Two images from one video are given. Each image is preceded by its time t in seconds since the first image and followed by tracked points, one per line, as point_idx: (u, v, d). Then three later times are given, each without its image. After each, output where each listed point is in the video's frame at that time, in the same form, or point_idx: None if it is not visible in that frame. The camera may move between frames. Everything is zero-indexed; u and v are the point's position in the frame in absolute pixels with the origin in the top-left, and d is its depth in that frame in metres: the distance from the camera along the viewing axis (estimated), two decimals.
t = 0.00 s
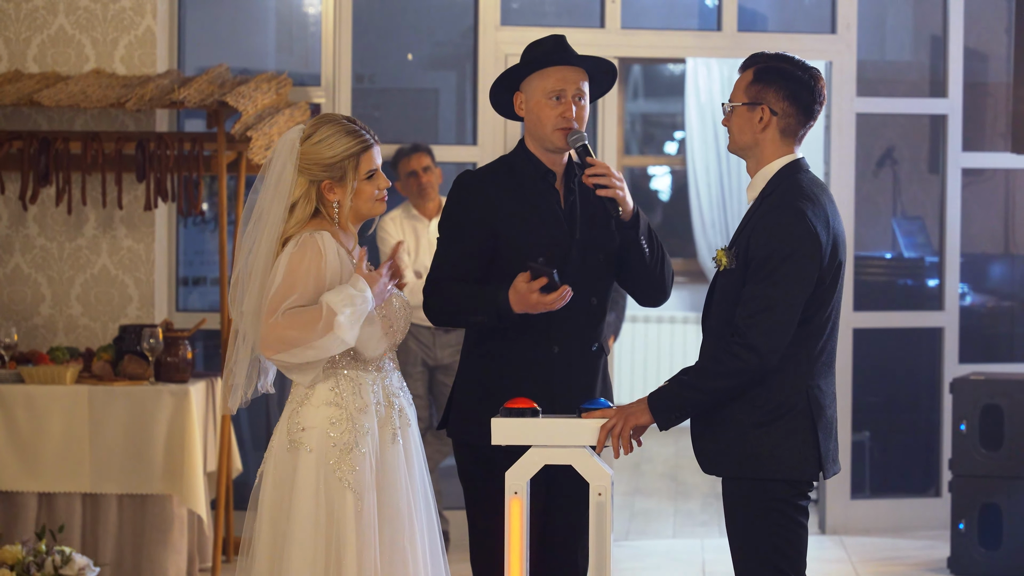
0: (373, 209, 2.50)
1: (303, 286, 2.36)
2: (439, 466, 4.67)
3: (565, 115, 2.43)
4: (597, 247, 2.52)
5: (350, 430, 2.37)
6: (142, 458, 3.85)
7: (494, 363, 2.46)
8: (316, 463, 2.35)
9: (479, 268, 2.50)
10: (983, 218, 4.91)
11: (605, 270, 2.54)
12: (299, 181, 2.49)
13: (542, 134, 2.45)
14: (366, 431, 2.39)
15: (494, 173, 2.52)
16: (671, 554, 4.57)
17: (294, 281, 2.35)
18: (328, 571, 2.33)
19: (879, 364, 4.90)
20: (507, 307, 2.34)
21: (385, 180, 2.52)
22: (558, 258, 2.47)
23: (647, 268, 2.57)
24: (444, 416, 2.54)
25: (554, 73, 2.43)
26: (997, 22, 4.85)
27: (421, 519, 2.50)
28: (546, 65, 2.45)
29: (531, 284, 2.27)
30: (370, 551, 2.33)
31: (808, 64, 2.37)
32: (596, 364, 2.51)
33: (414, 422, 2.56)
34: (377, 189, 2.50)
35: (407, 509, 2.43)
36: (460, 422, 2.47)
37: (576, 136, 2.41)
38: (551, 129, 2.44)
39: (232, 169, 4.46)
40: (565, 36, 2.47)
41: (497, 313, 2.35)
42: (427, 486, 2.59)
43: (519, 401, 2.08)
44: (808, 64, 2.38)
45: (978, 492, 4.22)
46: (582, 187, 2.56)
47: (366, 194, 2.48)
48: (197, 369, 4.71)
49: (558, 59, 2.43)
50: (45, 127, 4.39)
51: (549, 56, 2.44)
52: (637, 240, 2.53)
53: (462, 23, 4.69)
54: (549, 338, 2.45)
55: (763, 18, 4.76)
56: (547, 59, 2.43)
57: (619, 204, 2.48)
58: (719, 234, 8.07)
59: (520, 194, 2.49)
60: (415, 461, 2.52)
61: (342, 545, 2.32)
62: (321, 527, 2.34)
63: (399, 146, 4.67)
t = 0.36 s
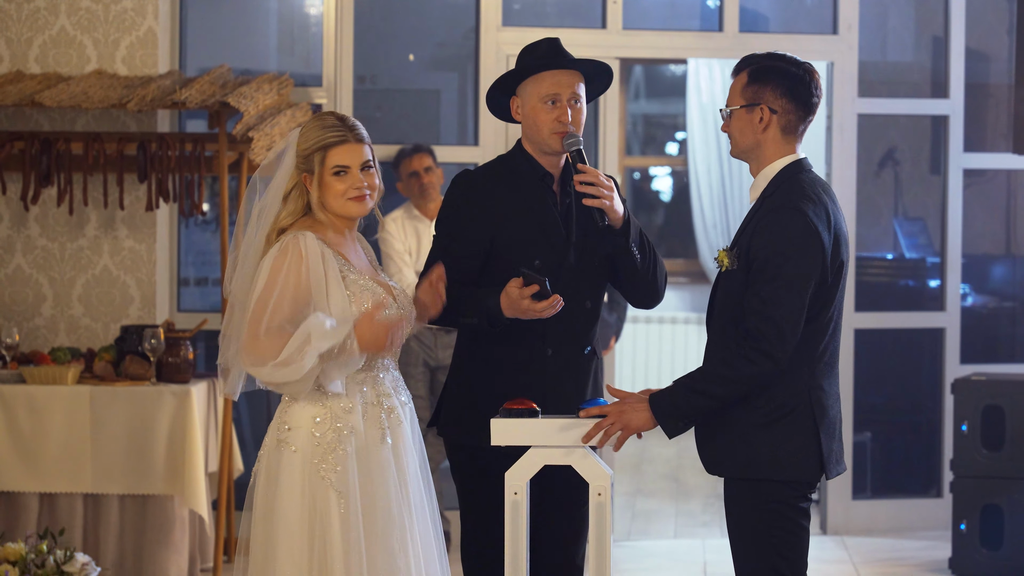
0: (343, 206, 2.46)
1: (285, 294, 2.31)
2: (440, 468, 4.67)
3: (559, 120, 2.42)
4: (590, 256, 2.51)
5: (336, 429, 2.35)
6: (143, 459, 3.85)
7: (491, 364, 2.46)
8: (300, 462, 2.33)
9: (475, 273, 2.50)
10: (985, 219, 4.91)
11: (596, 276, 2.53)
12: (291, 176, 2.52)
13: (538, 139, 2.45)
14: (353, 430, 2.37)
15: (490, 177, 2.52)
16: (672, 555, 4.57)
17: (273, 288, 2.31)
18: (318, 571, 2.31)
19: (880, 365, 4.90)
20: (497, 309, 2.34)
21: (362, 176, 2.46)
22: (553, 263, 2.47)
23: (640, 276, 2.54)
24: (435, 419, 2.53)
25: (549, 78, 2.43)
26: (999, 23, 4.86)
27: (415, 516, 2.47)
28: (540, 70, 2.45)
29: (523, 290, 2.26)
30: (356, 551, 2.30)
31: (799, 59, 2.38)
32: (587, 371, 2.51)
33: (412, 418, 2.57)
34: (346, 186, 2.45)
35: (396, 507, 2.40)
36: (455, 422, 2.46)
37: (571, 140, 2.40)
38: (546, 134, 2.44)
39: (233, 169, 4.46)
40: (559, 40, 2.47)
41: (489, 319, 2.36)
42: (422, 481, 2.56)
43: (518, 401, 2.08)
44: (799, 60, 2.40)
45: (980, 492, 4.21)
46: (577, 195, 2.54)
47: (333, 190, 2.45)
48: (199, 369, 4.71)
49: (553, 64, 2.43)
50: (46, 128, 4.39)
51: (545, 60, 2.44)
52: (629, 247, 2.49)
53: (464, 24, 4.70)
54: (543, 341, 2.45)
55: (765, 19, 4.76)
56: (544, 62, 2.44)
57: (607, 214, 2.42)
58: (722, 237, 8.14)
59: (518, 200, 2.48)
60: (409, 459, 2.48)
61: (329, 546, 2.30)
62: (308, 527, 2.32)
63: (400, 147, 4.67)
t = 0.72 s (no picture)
0: (333, 206, 2.42)
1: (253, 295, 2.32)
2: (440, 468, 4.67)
3: (569, 136, 2.41)
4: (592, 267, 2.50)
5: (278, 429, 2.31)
6: (144, 458, 3.84)
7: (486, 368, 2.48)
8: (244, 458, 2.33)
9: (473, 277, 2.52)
10: (986, 219, 4.91)
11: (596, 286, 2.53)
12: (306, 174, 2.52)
13: (546, 154, 2.44)
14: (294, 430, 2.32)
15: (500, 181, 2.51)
16: (673, 555, 4.57)
17: (246, 294, 2.32)
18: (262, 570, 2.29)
19: (882, 365, 4.90)
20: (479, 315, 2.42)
21: (353, 178, 2.41)
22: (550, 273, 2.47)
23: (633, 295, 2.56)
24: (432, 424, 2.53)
25: (556, 93, 2.41)
26: (1000, 24, 4.86)
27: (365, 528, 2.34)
28: (547, 84, 2.42)
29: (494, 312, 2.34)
30: (291, 552, 2.27)
31: (790, 58, 2.39)
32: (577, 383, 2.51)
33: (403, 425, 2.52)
34: (333, 187, 2.41)
35: (335, 514, 2.31)
36: (451, 424, 2.48)
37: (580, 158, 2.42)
38: (554, 150, 2.42)
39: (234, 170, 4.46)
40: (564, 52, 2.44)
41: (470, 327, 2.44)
42: (396, 490, 2.41)
43: (521, 401, 2.06)
44: (789, 59, 2.41)
45: (981, 493, 4.21)
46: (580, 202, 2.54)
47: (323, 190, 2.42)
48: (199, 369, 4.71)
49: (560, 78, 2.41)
50: (47, 128, 4.39)
51: (553, 76, 2.41)
52: (627, 267, 2.50)
53: (464, 24, 4.70)
54: (536, 353, 2.45)
55: (766, 19, 4.76)
56: (548, 79, 2.41)
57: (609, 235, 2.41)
58: (722, 237, 8.14)
59: (517, 201, 2.48)
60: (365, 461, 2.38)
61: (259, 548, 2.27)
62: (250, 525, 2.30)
63: (401, 148, 4.67)
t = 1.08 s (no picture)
0: (310, 204, 2.47)
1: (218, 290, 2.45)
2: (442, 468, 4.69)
3: (569, 125, 2.42)
4: (592, 265, 2.50)
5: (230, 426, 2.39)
6: (144, 458, 3.83)
7: (490, 367, 2.49)
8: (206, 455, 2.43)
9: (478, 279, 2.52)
10: (987, 220, 4.91)
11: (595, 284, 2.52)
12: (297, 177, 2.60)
13: (548, 146, 2.45)
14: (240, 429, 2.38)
15: (497, 183, 2.51)
16: (674, 556, 4.57)
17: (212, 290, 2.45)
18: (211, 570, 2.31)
19: (882, 365, 4.90)
20: (499, 318, 2.37)
21: (330, 176, 2.46)
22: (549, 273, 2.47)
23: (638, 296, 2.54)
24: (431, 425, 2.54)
25: (556, 86, 2.44)
26: (1001, 24, 4.86)
27: (308, 541, 2.33)
28: (545, 79, 2.46)
29: (523, 307, 2.30)
30: (226, 551, 2.31)
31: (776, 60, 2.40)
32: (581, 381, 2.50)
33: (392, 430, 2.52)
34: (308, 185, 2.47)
35: (273, 526, 2.33)
36: (450, 428, 2.48)
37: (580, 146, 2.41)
38: (555, 140, 2.43)
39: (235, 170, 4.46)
40: (561, 50, 2.48)
41: (490, 329, 2.40)
42: (354, 505, 2.35)
43: (521, 401, 1.98)
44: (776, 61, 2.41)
45: (982, 493, 4.20)
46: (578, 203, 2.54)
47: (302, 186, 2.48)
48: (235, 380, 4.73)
49: (559, 71, 2.45)
50: (48, 128, 4.39)
51: (552, 70, 2.45)
52: (628, 261, 2.48)
53: (466, 24, 4.70)
54: (535, 351, 2.44)
55: (766, 19, 4.76)
56: (542, 74, 2.45)
57: (607, 228, 2.41)
58: (723, 237, 8.11)
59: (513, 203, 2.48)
60: (316, 463, 2.37)
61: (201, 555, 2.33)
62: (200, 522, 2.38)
63: (401, 148, 4.68)
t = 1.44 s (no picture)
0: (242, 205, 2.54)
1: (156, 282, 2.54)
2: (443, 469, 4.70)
3: (563, 113, 2.29)
4: (592, 254, 2.39)
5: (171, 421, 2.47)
6: (145, 460, 3.82)
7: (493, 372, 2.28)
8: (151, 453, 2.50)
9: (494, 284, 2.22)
10: (988, 221, 4.90)
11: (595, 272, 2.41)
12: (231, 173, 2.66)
13: (542, 137, 2.31)
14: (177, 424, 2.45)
15: (488, 181, 2.31)
16: (675, 557, 4.57)
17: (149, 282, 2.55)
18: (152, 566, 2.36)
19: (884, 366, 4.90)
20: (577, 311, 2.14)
21: (262, 180, 2.51)
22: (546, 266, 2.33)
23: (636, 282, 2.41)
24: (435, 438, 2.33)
25: (542, 75, 2.31)
26: (1001, 25, 4.86)
27: (242, 538, 2.37)
28: (529, 70, 2.32)
29: (613, 289, 2.11)
30: (165, 545, 2.36)
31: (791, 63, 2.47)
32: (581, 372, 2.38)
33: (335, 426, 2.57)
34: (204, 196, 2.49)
35: (209, 522, 2.37)
36: (462, 435, 2.28)
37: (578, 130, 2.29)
38: (550, 129, 2.30)
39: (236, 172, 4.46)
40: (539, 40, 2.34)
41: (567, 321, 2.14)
42: (286, 500, 2.40)
43: (522, 402, 1.89)
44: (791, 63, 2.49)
45: (984, 494, 4.19)
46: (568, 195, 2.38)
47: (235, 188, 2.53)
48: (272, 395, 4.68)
49: (543, 61, 2.32)
50: (50, 129, 4.39)
51: (536, 60, 2.31)
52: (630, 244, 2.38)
53: (467, 26, 4.70)
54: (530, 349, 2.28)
55: (767, 20, 4.76)
56: (532, 62, 2.31)
57: (605, 204, 2.35)
58: (724, 238, 8.13)
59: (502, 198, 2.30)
60: (251, 457, 2.42)
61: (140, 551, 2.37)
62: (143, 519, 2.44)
63: (402, 150, 4.70)
